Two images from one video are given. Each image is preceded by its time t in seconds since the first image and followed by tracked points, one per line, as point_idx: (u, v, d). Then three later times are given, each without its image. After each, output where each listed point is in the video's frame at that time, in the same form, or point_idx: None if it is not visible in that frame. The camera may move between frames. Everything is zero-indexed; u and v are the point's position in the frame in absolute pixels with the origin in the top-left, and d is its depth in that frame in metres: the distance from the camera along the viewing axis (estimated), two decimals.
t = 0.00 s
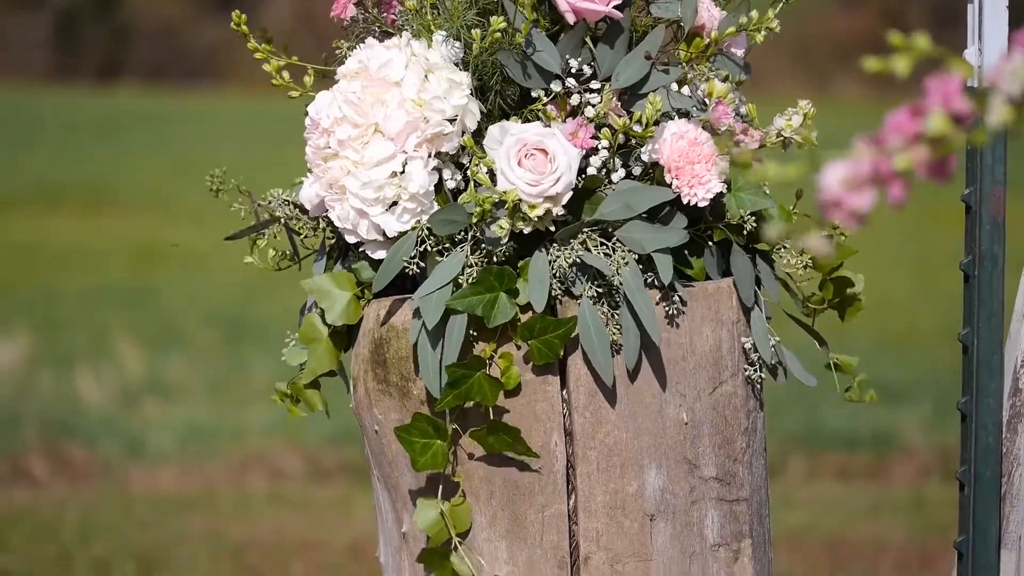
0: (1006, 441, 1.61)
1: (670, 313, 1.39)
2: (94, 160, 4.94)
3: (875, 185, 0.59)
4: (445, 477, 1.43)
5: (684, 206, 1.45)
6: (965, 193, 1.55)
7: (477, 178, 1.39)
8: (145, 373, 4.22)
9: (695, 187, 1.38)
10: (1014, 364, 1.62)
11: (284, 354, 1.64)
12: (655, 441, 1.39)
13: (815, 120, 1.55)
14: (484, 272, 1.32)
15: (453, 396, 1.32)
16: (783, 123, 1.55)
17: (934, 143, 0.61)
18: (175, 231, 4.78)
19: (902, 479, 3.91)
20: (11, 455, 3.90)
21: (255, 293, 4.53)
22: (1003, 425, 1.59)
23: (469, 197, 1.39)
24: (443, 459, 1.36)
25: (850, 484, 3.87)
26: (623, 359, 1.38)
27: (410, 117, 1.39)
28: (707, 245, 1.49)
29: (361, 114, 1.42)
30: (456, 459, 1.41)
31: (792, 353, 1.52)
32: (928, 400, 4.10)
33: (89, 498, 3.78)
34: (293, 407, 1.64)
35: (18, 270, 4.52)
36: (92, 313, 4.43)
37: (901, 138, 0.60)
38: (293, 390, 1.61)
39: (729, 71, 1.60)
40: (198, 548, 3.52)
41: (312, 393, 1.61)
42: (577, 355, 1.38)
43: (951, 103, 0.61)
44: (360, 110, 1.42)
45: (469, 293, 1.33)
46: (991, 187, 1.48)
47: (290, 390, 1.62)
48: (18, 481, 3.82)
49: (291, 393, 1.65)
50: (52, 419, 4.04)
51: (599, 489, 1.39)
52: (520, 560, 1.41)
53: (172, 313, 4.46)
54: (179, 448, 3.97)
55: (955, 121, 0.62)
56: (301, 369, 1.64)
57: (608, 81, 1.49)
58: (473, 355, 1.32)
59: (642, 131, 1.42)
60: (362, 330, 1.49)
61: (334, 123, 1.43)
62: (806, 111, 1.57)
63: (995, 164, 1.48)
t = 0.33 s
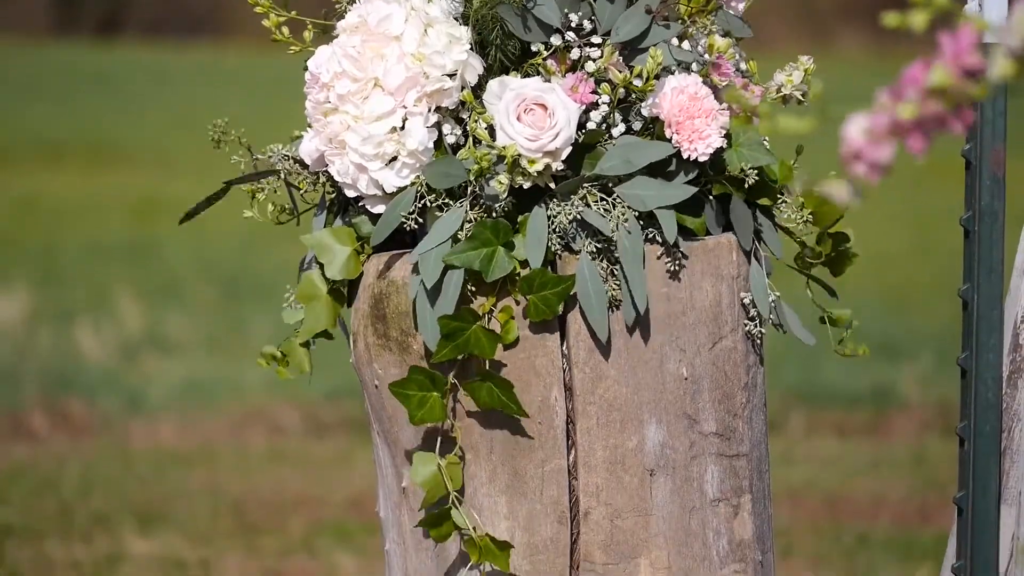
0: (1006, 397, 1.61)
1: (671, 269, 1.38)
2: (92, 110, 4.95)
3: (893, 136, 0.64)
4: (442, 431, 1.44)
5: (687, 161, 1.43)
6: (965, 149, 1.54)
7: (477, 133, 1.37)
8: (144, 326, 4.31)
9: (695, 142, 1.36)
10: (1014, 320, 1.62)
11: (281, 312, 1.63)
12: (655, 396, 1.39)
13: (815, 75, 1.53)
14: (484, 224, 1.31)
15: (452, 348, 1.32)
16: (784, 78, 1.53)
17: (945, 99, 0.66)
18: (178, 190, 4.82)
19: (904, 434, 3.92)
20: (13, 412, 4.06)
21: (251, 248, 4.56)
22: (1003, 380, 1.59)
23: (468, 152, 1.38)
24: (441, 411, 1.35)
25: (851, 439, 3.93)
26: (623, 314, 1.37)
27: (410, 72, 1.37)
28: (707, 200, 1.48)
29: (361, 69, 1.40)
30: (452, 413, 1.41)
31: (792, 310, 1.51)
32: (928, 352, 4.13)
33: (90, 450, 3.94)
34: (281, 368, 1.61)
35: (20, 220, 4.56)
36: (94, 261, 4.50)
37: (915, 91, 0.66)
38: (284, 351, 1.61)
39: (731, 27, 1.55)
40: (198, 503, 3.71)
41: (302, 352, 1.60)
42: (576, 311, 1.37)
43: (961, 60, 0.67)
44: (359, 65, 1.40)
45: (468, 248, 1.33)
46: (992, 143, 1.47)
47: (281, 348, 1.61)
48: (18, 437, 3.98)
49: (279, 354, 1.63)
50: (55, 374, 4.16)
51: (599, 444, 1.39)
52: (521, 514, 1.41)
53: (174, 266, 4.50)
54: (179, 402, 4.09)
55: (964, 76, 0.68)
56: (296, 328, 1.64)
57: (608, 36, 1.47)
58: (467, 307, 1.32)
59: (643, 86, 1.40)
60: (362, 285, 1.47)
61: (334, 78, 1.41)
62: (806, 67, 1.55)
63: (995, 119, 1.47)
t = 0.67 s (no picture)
0: (1006, 345, 1.60)
1: (673, 217, 1.37)
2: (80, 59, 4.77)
3: (876, 86, 0.70)
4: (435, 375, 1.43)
5: (688, 111, 1.41)
6: (964, 99, 1.52)
7: (477, 80, 1.35)
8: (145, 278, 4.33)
9: (696, 90, 1.34)
10: (1014, 269, 1.61)
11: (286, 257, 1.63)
12: (655, 344, 1.38)
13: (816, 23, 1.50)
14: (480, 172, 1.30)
15: (438, 291, 1.33)
16: (785, 26, 1.49)
17: (931, 46, 0.75)
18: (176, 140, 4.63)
19: (903, 382, 3.99)
20: (12, 360, 4.12)
21: (251, 195, 4.48)
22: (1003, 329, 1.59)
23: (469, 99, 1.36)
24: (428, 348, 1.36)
25: (849, 386, 3.97)
26: (625, 262, 1.36)
27: (411, 18, 1.35)
28: (708, 148, 1.46)
29: (361, 15, 1.38)
30: (449, 359, 1.41)
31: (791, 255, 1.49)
32: (929, 300, 4.15)
33: (89, 397, 4.00)
34: (298, 310, 1.63)
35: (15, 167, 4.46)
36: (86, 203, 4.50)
37: (904, 41, 0.74)
38: (297, 292, 1.61)
39: None
40: (197, 451, 3.73)
41: (315, 296, 1.59)
42: (577, 259, 1.36)
43: (949, 10, 0.75)
44: (359, 12, 1.38)
45: (466, 196, 1.32)
46: (992, 91, 1.46)
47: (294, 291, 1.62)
48: (20, 384, 4.03)
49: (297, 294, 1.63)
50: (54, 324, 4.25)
51: (599, 392, 1.38)
52: (520, 463, 1.40)
53: (172, 212, 4.46)
54: (179, 349, 4.16)
55: (957, 23, 0.76)
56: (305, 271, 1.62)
57: None
58: (455, 254, 1.32)
59: (644, 34, 1.38)
60: (363, 232, 1.46)
61: (334, 24, 1.39)
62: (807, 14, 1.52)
63: (995, 68, 1.45)
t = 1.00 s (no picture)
0: (1006, 298, 1.60)
1: (673, 168, 1.36)
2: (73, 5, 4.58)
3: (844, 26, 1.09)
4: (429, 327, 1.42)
5: (691, 62, 1.38)
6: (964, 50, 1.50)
7: (478, 31, 1.33)
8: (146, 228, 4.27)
9: (696, 42, 1.31)
10: (1015, 221, 1.60)
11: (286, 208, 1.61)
12: (655, 296, 1.37)
13: None
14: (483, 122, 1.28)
15: (438, 243, 1.32)
16: None
17: None
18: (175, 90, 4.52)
19: (903, 334, 4.00)
20: (13, 310, 4.12)
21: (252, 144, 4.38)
22: (1005, 281, 1.58)
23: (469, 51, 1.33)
24: (419, 301, 1.36)
25: (849, 338, 3.99)
26: (625, 214, 1.35)
27: None
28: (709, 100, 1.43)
29: None
30: (451, 311, 1.40)
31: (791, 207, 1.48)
32: (928, 251, 4.11)
33: (89, 346, 4.03)
34: (292, 263, 1.61)
35: (15, 116, 4.40)
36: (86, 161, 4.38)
37: None
38: (293, 244, 1.59)
39: None
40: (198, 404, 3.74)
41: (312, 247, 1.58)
42: (579, 211, 1.35)
43: None
44: None
45: (467, 146, 1.30)
46: (993, 42, 1.44)
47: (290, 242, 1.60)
48: (19, 333, 4.06)
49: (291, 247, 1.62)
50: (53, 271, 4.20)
51: (600, 343, 1.37)
52: (521, 414, 1.40)
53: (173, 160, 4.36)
54: (180, 299, 4.15)
55: None
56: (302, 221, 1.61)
57: None
58: (463, 204, 1.31)
59: None
60: (363, 183, 1.45)
61: None
62: None
63: (997, 20, 1.43)
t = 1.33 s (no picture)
0: (1006, 262, 1.59)
1: (675, 131, 1.35)
2: None
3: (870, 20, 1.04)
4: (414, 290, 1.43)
5: (691, 24, 1.37)
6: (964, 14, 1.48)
7: None
8: (146, 189, 4.31)
9: (697, 5, 1.31)
10: (1015, 186, 1.60)
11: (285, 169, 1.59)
12: (655, 260, 1.36)
13: None
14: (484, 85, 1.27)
15: (438, 206, 1.32)
16: None
17: None
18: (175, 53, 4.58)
19: (903, 298, 4.01)
20: (12, 272, 4.13)
21: (251, 114, 4.43)
22: (1004, 245, 1.58)
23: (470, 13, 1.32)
24: (412, 265, 1.40)
25: (849, 302, 4.01)
26: (625, 176, 1.34)
27: None
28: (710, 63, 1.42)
29: None
30: (451, 275, 1.40)
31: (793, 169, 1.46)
32: (928, 217, 4.13)
33: (90, 309, 4.02)
34: (296, 224, 1.59)
35: (19, 80, 4.48)
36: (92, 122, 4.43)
37: None
38: (294, 205, 1.57)
39: None
40: (198, 367, 3.75)
41: (313, 209, 1.56)
42: (580, 174, 1.34)
43: None
44: None
45: (466, 109, 1.29)
46: (993, 5, 1.43)
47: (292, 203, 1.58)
48: (19, 293, 4.04)
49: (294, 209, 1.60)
50: (54, 234, 4.22)
51: (600, 306, 1.37)
52: (521, 378, 1.40)
53: (172, 119, 4.45)
54: (179, 262, 4.15)
55: None
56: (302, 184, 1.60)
57: None
58: (457, 168, 1.30)
59: None
60: (363, 146, 1.43)
61: None
62: None
63: None
